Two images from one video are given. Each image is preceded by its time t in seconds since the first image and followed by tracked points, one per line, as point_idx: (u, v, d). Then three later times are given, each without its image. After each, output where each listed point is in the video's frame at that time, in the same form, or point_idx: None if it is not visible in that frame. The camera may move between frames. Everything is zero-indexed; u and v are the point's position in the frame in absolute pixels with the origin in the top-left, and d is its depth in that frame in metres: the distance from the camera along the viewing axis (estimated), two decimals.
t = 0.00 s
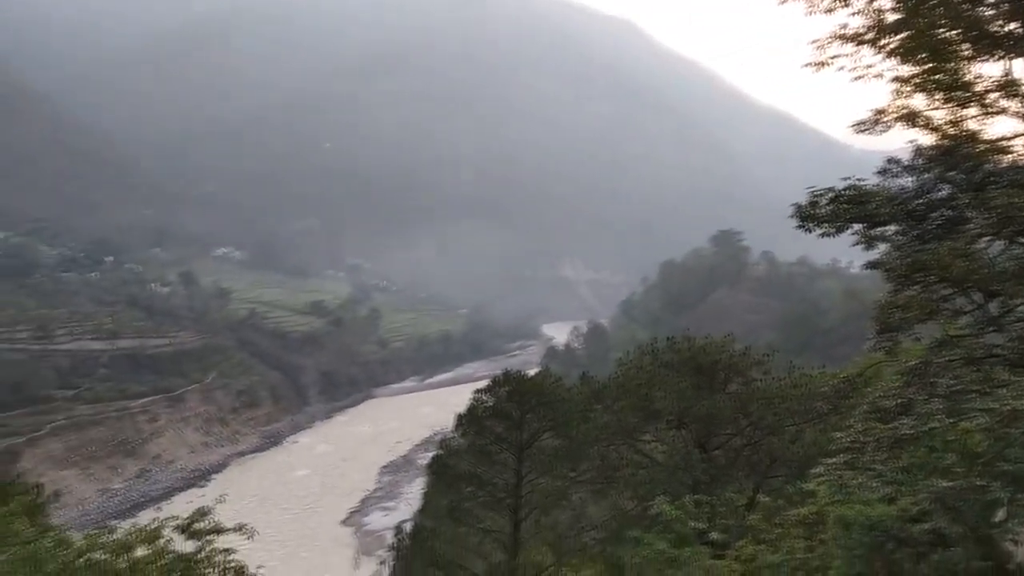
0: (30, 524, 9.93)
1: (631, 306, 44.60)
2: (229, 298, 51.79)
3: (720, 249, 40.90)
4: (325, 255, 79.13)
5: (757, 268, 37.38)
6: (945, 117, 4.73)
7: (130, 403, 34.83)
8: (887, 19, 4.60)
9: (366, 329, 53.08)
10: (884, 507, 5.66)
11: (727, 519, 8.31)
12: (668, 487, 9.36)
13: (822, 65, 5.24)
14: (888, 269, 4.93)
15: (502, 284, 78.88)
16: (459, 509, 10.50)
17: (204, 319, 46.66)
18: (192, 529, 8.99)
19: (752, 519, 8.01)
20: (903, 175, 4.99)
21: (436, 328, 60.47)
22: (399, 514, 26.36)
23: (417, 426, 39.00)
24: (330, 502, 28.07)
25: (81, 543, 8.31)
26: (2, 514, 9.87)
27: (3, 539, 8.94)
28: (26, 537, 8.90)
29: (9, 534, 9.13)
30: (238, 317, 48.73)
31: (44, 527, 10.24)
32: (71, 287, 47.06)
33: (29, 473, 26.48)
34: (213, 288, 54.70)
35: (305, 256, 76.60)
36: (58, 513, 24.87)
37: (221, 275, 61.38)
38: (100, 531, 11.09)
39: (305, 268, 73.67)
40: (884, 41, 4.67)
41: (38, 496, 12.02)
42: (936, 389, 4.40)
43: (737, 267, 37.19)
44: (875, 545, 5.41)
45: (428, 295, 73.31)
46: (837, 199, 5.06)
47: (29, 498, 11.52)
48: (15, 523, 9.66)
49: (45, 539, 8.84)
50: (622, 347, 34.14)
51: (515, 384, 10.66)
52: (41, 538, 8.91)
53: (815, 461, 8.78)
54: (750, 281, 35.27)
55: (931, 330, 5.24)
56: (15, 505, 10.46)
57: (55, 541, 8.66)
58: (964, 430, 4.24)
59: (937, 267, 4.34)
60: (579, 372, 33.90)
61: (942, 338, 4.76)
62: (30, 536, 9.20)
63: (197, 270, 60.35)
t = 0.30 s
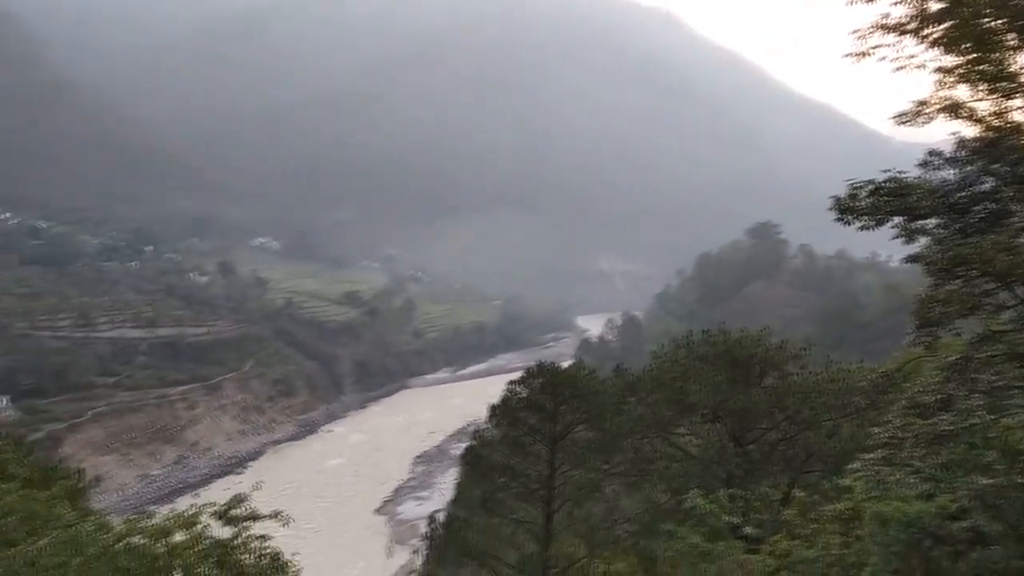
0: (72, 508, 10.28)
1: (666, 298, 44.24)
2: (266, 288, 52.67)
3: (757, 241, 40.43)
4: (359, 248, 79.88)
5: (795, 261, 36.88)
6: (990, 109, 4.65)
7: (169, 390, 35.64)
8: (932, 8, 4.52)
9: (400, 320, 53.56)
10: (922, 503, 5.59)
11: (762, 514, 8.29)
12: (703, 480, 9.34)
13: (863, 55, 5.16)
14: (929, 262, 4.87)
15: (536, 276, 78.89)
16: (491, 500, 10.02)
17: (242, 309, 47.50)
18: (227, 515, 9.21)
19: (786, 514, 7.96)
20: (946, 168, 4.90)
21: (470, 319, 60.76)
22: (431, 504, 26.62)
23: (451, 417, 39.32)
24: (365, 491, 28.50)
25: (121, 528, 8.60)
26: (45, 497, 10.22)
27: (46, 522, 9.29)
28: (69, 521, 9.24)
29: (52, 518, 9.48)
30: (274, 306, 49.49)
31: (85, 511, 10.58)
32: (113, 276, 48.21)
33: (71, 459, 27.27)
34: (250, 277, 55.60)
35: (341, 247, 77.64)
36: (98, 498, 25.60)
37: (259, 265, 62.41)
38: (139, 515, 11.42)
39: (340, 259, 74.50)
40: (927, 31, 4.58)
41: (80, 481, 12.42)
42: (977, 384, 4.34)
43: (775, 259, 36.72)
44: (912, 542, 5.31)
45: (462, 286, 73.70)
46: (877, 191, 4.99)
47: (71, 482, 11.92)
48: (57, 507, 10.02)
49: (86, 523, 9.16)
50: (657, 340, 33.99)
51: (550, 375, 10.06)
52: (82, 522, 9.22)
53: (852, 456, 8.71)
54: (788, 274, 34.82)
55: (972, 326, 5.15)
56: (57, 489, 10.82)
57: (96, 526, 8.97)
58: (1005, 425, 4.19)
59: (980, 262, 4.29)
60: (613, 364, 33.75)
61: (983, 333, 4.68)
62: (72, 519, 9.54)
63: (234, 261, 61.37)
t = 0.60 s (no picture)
0: (116, 492, 10.65)
1: (706, 290, 43.87)
2: (307, 279, 53.48)
3: (799, 233, 39.85)
4: (398, 240, 80.66)
5: (838, 254, 36.30)
6: None
7: (211, 377, 36.39)
8: None
9: (438, 310, 53.97)
10: (966, 501, 5.50)
11: (802, 509, 8.25)
12: (742, 474, 9.30)
13: (908, 44, 5.07)
14: (977, 256, 4.79)
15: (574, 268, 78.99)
16: (528, 491, 9.62)
17: (282, 298, 48.30)
18: (267, 501, 9.46)
19: (826, 509, 7.91)
20: (994, 160, 4.80)
21: (508, 310, 60.95)
22: (468, 495, 26.90)
23: (488, 407, 39.57)
24: (403, 480, 28.88)
25: (164, 514, 8.92)
26: (90, 481, 10.61)
27: (91, 507, 9.69)
28: (113, 505, 9.63)
29: (97, 502, 9.87)
30: (314, 297, 50.21)
31: (129, 495, 10.95)
32: (158, 266, 49.35)
33: (116, 444, 28.09)
34: (291, 267, 56.46)
35: (380, 239, 78.47)
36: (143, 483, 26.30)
37: (299, 256, 63.39)
38: (180, 501, 11.75)
39: (380, 250, 75.32)
40: (977, 20, 4.48)
41: (125, 467, 12.81)
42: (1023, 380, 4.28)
43: (817, 252, 36.19)
44: (956, 539, 5.20)
45: (500, 277, 73.98)
46: (923, 183, 4.86)
47: (116, 467, 12.29)
48: (102, 491, 10.41)
49: (129, 507, 9.52)
50: (696, 332, 33.75)
51: (588, 365, 9.71)
52: (126, 507, 9.59)
53: (895, 452, 8.68)
54: (830, 266, 34.29)
55: (1020, 321, 5.06)
56: (102, 473, 11.20)
57: (139, 510, 9.31)
58: None
59: None
60: (651, 356, 33.58)
61: None
62: (117, 504, 9.92)
63: (276, 251, 62.39)
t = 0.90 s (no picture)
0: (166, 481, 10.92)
1: (751, 285, 43.30)
2: (351, 272, 54.28)
3: (846, 227, 39.20)
4: (442, 235, 81.30)
5: (887, 249, 35.65)
6: None
7: (258, 369, 37.15)
8: None
9: (481, 304, 54.31)
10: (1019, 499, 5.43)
11: (849, 507, 8.16)
12: (788, 472, 9.24)
13: (960, 32, 5.02)
14: None
15: (618, 261, 78.74)
16: (572, 485, 9.77)
17: (328, 292, 49.11)
18: (314, 493, 9.61)
19: (874, 508, 7.84)
20: None
21: (551, 304, 61.03)
22: (511, 488, 27.10)
23: (531, 401, 39.77)
24: (447, 472, 29.23)
25: (212, 502, 9.20)
26: (142, 470, 10.89)
27: (142, 495, 9.92)
28: (163, 494, 9.89)
29: (147, 490, 10.09)
30: (358, 290, 50.91)
31: (178, 484, 11.20)
32: (207, 259, 50.43)
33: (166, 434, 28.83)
34: (335, 261, 57.33)
35: (423, 233, 79.19)
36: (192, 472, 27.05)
37: (344, 250, 64.33)
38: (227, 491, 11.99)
39: (423, 244, 76.03)
40: None
41: (175, 458, 13.11)
42: None
43: (866, 246, 35.58)
44: (1008, 540, 5.15)
45: (543, 270, 74.07)
46: (978, 175, 4.81)
47: (167, 457, 12.61)
48: (153, 479, 10.67)
49: (179, 495, 9.78)
50: (742, 327, 33.42)
51: (632, 360, 9.77)
52: (175, 495, 9.81)
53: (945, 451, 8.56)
54: (879, 261, 33.69)
55: None
56: (153, 462, 11.50)
57: (188, 499, 9.53)
58: None
59: None
60: (695, 351, 33.30)
61: None
62: (166, 492, 10.10)
63: (322, 245, 63.35)
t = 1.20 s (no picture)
0: (223, 474, 11.31)
1: (807, 283, 42.51)
2: (404, 270, 55.15)
3: (907, 224, 38.21)
4: (492, 235, 81.82)
5: (949, 246, 34.63)
6: None
7: (311, 366, 37.93)
8: None
9: (532, 302, 54.45)
10: None
11: (909, 510, 8.02)
12: (845, 473, 9.09)
13: None
14: None
15: (670, 259, 78.17)
16: (625, 483, 9.90)
17: (380, 290, 49.90)
18: (365, 488, 9.85)
19: (935, 510, 7.70)
20: None
21: (603, 302, 60.83)
22: (563, 486, 27.23)
23: (582, 399, 39.78)
24: (497, 469, 29.45)
25: (268, 496, 9.41)
26: (199, 463, 11.32)
27: (199, 488, 10.30)
28: (220, 487, 10.23)
29: (204, 483, 10.47)
30: (410, 288, 51.55)
31: (234, 478, 11.62)
32: (262, 257, 51.65)
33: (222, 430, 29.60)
34: (388, 259, 58.28)
35: (475, 232, 79.95)
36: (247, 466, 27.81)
37: (397, 248, 65.40)
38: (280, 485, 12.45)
39: (475, 242, 76.72)
40: None
41: (232, 452, 13.61)
42: None
43: (927, 244, 34.61)
44: None
45: (595, 269, 73.97)
46: None
47: (224, 451, 13.15)
48: (210, 472, 11.05)
49: (234, 489, 10.11)
50: (798, 326, 32.88)
51: (684, 360, 9.99)
52: (231, 488, 10.18)
53: (1009, 451, 8.32)
54: (941, 258, 32.74)
55: None
56: (211, 456, 12.01)
57: (244, 492, 9.86)
58: None
59: None
60: (749, 350, 32.83)
61: None
62: (223, 485, 10.48)
63: (374, 244, 64.32)
